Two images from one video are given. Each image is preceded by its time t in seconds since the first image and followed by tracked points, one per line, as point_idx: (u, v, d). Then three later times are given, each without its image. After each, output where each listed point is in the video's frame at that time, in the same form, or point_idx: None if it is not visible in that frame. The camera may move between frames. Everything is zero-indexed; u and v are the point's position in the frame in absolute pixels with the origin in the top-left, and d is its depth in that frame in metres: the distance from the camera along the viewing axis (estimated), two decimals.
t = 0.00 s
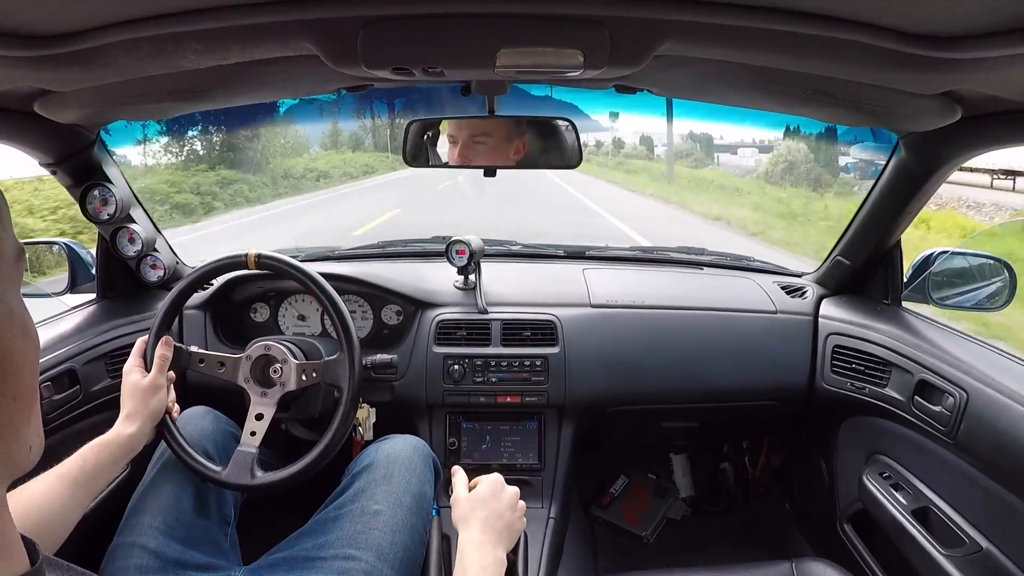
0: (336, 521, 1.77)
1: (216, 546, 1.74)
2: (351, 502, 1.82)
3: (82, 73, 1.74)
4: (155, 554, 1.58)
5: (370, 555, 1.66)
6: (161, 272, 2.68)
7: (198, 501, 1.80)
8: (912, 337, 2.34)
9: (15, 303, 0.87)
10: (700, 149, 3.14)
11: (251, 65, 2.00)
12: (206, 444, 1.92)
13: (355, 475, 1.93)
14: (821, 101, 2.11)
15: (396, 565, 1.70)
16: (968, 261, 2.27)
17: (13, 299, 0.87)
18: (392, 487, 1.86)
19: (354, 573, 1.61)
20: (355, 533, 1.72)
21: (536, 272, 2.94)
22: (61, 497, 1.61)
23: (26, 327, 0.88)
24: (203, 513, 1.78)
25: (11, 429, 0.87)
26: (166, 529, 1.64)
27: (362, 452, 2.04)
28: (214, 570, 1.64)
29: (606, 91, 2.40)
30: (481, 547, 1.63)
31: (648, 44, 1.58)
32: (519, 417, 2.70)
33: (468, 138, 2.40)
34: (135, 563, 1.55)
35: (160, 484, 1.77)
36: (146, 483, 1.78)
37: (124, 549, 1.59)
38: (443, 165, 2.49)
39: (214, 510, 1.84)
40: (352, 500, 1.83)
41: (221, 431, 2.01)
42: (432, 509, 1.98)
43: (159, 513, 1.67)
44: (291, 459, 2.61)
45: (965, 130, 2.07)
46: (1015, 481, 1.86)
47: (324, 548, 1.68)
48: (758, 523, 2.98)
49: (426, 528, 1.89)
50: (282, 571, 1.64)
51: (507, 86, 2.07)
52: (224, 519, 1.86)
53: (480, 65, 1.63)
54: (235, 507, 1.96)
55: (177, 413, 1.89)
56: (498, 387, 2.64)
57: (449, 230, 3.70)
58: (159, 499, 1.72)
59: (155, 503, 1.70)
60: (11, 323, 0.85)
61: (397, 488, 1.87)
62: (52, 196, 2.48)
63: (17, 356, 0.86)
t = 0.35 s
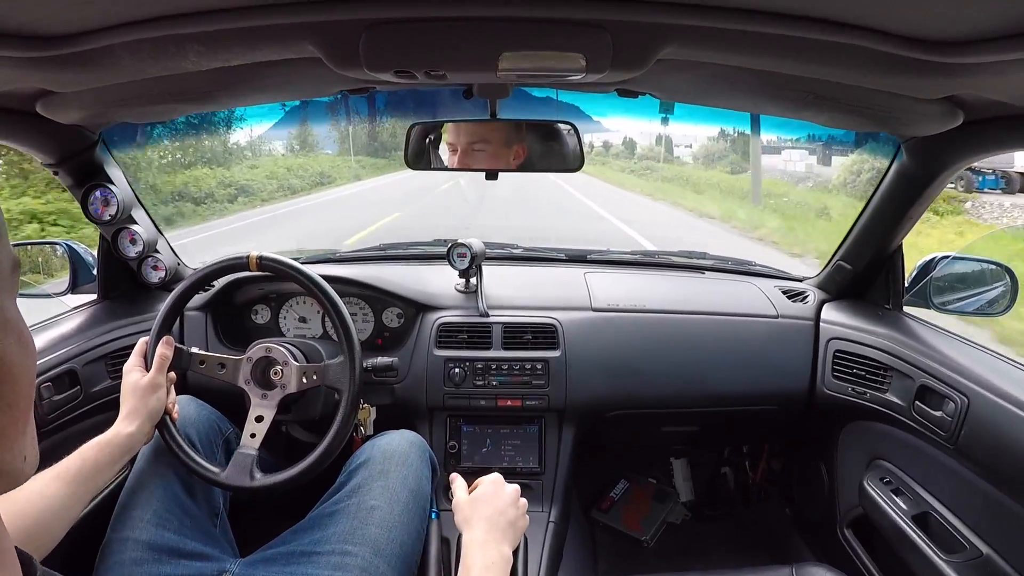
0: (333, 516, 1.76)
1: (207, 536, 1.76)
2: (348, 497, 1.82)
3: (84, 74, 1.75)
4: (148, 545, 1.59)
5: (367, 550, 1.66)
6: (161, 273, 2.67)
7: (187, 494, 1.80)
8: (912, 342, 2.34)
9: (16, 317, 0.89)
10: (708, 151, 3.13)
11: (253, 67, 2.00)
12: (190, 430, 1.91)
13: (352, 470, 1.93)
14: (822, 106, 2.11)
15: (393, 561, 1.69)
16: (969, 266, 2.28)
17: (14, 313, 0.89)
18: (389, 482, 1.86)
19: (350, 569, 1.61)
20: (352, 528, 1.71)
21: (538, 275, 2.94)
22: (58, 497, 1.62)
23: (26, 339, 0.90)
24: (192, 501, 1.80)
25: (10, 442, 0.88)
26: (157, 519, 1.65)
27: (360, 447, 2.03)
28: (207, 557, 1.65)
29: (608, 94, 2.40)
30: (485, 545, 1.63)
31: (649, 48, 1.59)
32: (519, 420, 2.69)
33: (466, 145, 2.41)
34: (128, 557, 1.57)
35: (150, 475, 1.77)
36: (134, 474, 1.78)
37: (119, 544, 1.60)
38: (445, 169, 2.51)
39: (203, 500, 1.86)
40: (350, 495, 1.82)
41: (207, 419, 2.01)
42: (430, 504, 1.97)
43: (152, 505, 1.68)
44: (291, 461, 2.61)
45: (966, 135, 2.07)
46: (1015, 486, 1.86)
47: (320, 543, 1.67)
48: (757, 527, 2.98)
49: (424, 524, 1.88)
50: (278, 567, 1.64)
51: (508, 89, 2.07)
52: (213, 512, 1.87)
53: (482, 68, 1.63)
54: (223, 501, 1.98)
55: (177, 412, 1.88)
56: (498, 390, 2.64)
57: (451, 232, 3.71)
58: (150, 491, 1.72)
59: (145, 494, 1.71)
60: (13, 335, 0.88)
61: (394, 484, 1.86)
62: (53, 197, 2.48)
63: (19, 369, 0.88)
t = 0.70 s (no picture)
0: (336, 514, 1.77)
1: (212, 532, 1.76)
2: (349, 495, 1.82)
3: (84, 75, 1.75)
4: (153, 543, 1.60)
5: (369, 548, 1.66)
6: (163, 274, 2.68)
7: (192, 495, 1.80)
8: (915, 338, 2.34)
9: (39, 325, 0.94)
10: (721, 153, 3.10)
11: (253, 67, 2.00)
12: (191, 430, 1.92)
13: (353, 469, 1.93)
14: (823, 103, 2.11)
15: (396, 560, 1.69)
16: (971, 262, 2.28)
17: (37, 321, 0.94)
18: (391, 481, 1.86)
19: (353, 567, 1.61)
20: (354, 526, 1.72)
21: (539, 273, 2.94)
22: (57, 492, 1.61)
23: (49, 347, 0.96)
24: (199, 500, 1.81)
25: (31, 443, 0.93)
26: (163, 517, 1.67)
27: (361, 446, 2.04)
28: (210, 555, 1.64)
29: (608, 92, 2.40)
30: (499, 545, 1.62)
31: (650, 45, 1.58)
32: (521, 418, 2.70)
33: (465, 150, 2.40)
34: (134, 555, 1.59)
35: (153, 475, 1.77)
36: (139, 475, 1.78)
37: (125, 542, 1.62)
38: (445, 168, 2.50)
39: (207, 498, 1.86)
40: (351, 493, 1.82)
41: (209, 418, 2.02)
42: (431, 502, 1.97)
43: (156, 505, 1.69)
44: (293, 460, 2.61)
45: (967, 131, 2.07)
46: (1017, 482, 1.87)
47: (323, 541, 1.68)
48: (759, 524, 2.98)
49: (425, 522, 1.88)
50: (281, 565, 1.64)
51: (508, 88, 2.07)
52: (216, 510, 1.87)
53: (484, 67, 1.63)
54: (228, 502, 1.98)
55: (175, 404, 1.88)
56: (500, 389, 2.64)
57: (452, 231, 3.72)
58: (153, 490, 1.73)
59: (150, 493, 1.72)
60: (37, 342, 0.93)
61: (396, 482, 1.86)
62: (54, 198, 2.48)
63: (41, 374, 0.93)
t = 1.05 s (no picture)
0: (337, 507, 1.76)
1: (213, 526, 1.76)
2: (351, 489, 1.82)
3: (85, 72, 1.74)
4: (154, 536, 1.61)
5: (371, 542, 1.66)
6: (163, 271, 2.68)
7: (193, 490, 1.80)
8: (916, 338, 2.34)
9: (26, 327, 0.94)
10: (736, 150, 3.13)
11: (254, 65, 2.00)
12: (195, 429, 1.92)
13: (355, 463, 1.93)
14: (824, 102, 2.11)
15: (397, 553, 1.69)
16: (972, 261, 2.27)
17: (23, 324, 0.93)
18: (392, 475, 1.86)
19: (355, 561, 1.61)
20: (355, 519, 1.71)
21: (540, 272, 2.94)
22: (57, 491, 1.62)
23: (37, 348, 0.96)
24: (198, 495, 1.81)
25: (25, 446, 0.93)
26: (163, 511, 1.67)
27: (362, 440, 2.04)
28: (211, 549, 1.66)
29: (610, 91, 2.40)
30: (507, 553, 1.65)
31: (651, 44, 1.58)
32: (522, 417, 2.70)
33: (468, 146, 2.40)
34: (135, 548, 1.59)
35: (154, 470, 1.77)
36: (140, 469, 1.78)
37: (125, 536, 1.63)
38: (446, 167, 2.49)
39: (208, 495, 1.86)
40: (353, 487, 1.82)
41: (210, 415, 2.02)
42: (433, 496, 1.97)
43: (156, 498, 1.70)
44: (294, 458, 2.61)
45: (969, 131, 2.06)
46: (1016, 480, 1.87)
47: (324, 534, 1.68)
48: (759, 523, 2.98)
49: (427, 516, 1.88)
50: (282, 557, 1.64)
51: (509, 87, 2.07)
52: (216, 505, 1.87)
53: (485, 66, 1.62)
54: (229, 499, 1.98)
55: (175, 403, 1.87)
56: (501, 387, 2.64)
57: (454, 229, 3.72)
58: (153, 484, 1.73)
59: (149, 487, 1.72)
60: (22, 346, 0.93)
61: (398, 476, 1.86)
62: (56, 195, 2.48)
63: (30, 377, 0.94)
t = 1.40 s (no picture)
0: (341, 510, 1.76)
1: (214, 529, 1.75)
2: (354, 492, 1.81)
3: (86, 74, 1.74)
4: (155, 540, 1.60)
5: (374, 546, 1.66)
6: (164, 273, 2.68)
7: (194, 492, 1.79)
8: (917, 339, 2.34)
9: (30, 325, 0.94)
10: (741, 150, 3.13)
11: (255, 67, 2.00)
12: (195, 430, 1.92)
13: (358, 466, 1.93)
14: (825, 104, 2.11)
15: (400, 558, 1.69)
16: (973, 262, 2.28)
17: (27, 321, 0.93)
18: (395, 478, 1.86)
19: (358, 564, 1.61)
20: (358, 523, 1.71)
21: (541, 274, 2.94)
22: (60, 492, 1.61)
23: (42, 345, 0.95)
24: (200, 497, 1.80)
25: (33, 442, 0.93)
26: (165, 515, 1.66)
27: (365, 444, 2.03)
28: (213, 552, 1.65)
29: (612, 92, 2.40)
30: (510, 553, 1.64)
31: (652, 45, 1.58)
32: (524, 419, 2.69)
33: (471, 146, 2.38)
34: (137, 551, 1.58)
35: (155, 473, 1.77)
36: (142, 472, 1.78)
37: (127, 539, 1.62)
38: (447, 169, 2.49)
39: (209, 498, 1.85)
40: (356, 491, 1.81)
41: (211, 418, 2.01)
42: (435, 500, 1.97)
43: (157, 501, 1.69)
44: (295, 460, 2.60)
45: (970, 131, 2.07)
46: (1017, 481, 1.87)
47: (327, 537, 1.67)
48: (761, 524, 2.99)
49: (429, 520, 1.88)
50: (285, 560, 1.64)
51: (510, 88, 2.07)
52: (217, 507, 1.87)
53: (486, 67, 1.62)
54: (230, 502, 1.97)
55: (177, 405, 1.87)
56: (502, 389, 2.64)
57: (455, 231, 3.72)
58: (154, 487, 1.73)
59: (150, 490, 1.72)
60: (27, 344, 0.93)
61: (401, 480, 1.86)
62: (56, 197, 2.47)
63: (34, 373, 0.93)
